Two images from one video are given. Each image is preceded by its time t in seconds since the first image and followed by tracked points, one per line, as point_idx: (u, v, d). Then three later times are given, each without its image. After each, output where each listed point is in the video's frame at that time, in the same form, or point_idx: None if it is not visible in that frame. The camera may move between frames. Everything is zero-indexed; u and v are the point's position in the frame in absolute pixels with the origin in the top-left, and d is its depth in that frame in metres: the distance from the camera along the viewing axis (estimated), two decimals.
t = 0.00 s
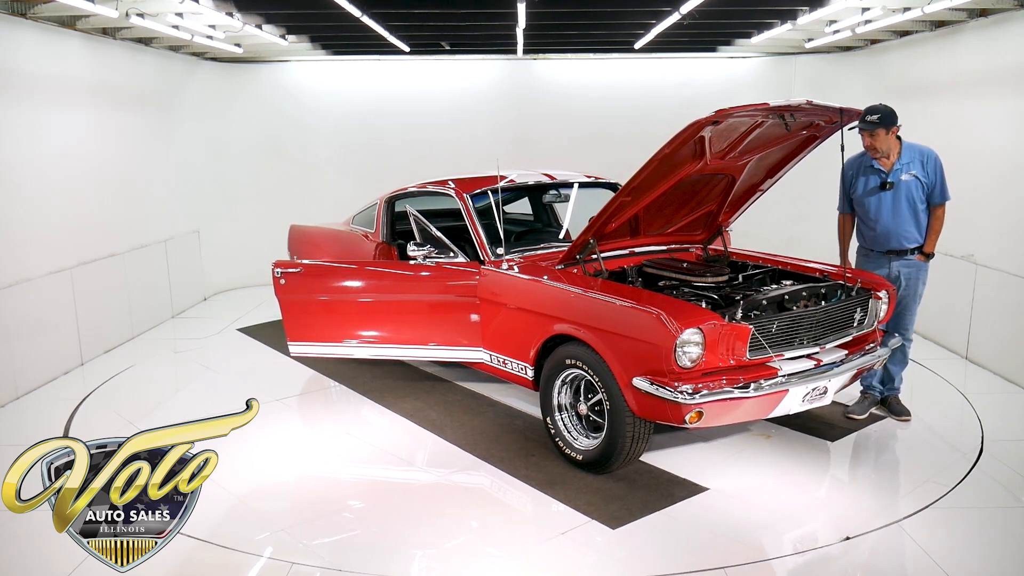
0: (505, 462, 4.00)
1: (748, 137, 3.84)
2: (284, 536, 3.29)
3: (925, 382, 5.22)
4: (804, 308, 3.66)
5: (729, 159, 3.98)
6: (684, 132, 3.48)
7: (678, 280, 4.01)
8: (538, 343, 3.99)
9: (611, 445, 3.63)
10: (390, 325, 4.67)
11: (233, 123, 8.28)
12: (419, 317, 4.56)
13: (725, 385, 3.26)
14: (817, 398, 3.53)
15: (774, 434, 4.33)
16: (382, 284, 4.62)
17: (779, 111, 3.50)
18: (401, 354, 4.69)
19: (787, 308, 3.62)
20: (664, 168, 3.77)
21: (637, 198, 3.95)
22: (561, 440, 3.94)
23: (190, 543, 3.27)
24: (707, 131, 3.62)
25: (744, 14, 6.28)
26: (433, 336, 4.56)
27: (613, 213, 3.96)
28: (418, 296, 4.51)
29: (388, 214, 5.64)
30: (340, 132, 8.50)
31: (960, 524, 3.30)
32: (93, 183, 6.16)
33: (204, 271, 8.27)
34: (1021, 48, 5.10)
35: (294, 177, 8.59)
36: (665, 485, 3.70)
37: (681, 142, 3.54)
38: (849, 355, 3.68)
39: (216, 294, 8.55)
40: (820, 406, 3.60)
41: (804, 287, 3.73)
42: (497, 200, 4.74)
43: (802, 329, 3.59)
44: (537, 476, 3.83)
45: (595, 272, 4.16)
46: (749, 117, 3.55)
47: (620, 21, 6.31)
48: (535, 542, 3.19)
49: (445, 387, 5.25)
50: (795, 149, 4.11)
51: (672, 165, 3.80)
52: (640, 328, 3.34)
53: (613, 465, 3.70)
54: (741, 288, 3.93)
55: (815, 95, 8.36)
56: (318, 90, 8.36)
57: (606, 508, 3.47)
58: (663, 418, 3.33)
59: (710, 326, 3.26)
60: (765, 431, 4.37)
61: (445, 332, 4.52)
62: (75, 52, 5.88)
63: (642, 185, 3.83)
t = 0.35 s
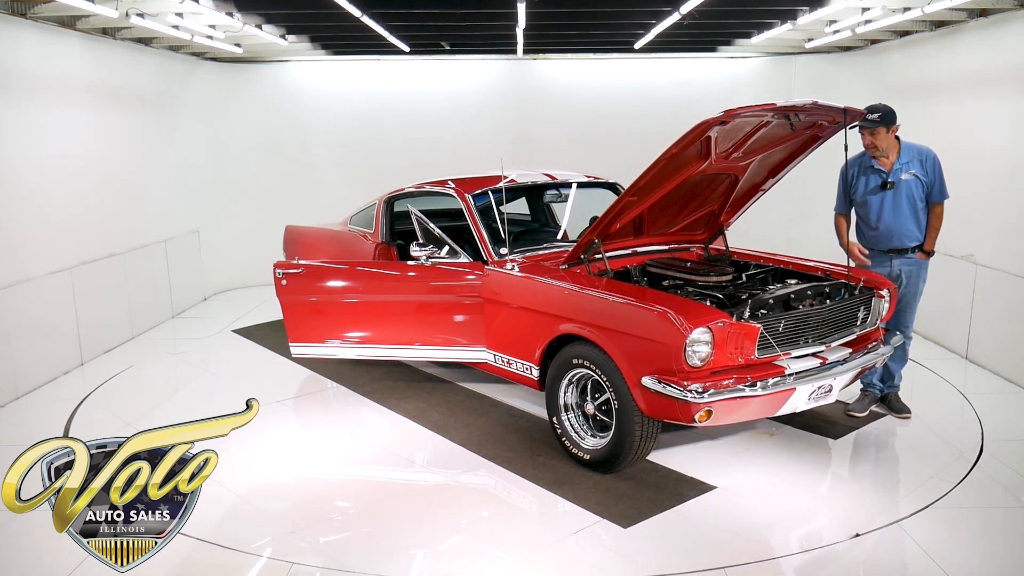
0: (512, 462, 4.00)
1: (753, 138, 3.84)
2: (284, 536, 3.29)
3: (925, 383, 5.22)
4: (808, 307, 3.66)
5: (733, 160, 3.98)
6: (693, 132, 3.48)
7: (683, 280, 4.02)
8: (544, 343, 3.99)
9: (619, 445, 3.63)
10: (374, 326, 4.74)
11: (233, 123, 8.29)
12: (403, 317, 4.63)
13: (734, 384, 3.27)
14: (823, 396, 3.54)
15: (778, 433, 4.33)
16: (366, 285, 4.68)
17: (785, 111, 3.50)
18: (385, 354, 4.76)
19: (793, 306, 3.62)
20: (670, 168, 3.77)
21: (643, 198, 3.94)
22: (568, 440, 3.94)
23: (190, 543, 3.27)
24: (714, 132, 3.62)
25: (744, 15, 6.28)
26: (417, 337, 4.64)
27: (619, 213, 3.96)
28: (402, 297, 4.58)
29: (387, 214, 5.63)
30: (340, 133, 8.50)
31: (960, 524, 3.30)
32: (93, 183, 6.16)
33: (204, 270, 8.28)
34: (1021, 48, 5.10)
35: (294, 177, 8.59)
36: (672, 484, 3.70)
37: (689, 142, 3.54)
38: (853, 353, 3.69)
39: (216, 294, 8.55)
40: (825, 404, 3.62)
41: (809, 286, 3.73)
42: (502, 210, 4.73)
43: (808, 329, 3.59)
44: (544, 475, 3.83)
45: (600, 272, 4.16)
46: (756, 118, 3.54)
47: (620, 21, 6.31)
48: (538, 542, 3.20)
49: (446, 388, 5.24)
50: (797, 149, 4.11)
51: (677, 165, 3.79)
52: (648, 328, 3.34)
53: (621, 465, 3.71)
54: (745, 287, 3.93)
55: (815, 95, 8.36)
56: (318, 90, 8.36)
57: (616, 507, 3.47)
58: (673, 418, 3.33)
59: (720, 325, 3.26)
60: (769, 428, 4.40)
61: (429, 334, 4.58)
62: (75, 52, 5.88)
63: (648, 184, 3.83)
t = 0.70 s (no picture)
0: (519, 462, 3.99)
1: (757, 138, 3.83)
2: (284, 536, 3.29)
3: (925, 383, 5.22)
4: (814, 306, 3.67)
5: (737, 160, 3.97)
6: (701, 131, 3.48)
7: (687, 280, 4.04)
8: (550, 343, 3.99)
9: (627, 444, 3.63)
10: (360, 326, 4.80)
11: (232, 123, 8.29)
12: (388, 317, 4.70)
13: (743, 382, 3.27)
14: (827, 394, 3.56)
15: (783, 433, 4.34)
16: (350, 286, 4.74)
17: (790, 111, 3.50)
18: (372, 354, 4.83)
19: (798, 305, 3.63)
20: (677, 168, 3.76)
21: (648, 198, 3.94)
22: (574, 440, 3.93)
23: (190, 543, 3.27)
24: (720, 132, 3.61)
25: (744, 14, 6.29)
26: (403, 336, 4.71)
27: (624, 213, 3.96)
28: (386, 296, 4.65)
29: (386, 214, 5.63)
30: (340, 133, 8.50)
31: (960, 524, 3.30)
32: (93, 183, 6.16)
33: (204, 270, 8.28)
34: (1021, 48, 5.10)
35: (294, 177, 8.59)
36: (680, 483, 3.72)
37: (696, 142, 3.54)
38: (857, 351, 3.70)
39: (216, 294, 8.55)
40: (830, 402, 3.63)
41: (813, 285, 3.74)
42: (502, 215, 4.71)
43: (813, 328, 3.60)
44: (551, 475, 3.83)
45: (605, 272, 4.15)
46: (762, 118, 3.54)
47: (620, 21, 6.30)
48: (541, 541, 3.20)
49: (447, 388, 5.23)
50: (800, 149, 4.11)
51: (683, 165, 3.79)
52: (657, 327, 3.34)
53: (629, 464, 3.71)
54: (748, 287, 3.94)
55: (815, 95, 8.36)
56: (318, 90, 8.36)
57: (626, 506, 3.48)
58: (682, 416, 3.33)
59: (729, 324, 3.27)
60: (772, 428, 4.43)
61: (415, 332, 4.65)
62: (75, 52, 5.88)
63: (655, 184, 3.83)
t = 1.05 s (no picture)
0: (525, 462, 3.99)
1: (762, 138, 3.84)
2: (284, 536, 3.29)
3: (925, 383, 5.22)
4: (820, 304, 3.68)
5: (742, 160, 3.98)
6: (710, 131, 3.50)
7: (693, 279, 4.04)
8: (556, 343, 3.99)
9: (635, 444, 3.64)
10: (353, 327, 4.82)
11: (232, 123, 8.29)
12: (376, 317, 4.74)
13: (752, 381, 3.28)
14: (833, 392, 3.57)
15: (789, 433, 4.33)
16: (338, 287, 4.77)
17: (796, 111, 3.50)
18: (360, 354, 4.86)
19: (804, 304, 3.63)
20: (683, 168, 3.77)
21: (654, 198, 3.94)
22: (581, 439, 3.93)
23: (191, 543, 3.27)
24: (727, 133, 3.62)
25: (744, 15, 6.29)
26: (389, 335, 4.74)
27: (630, 213, 3.96)
28: (374, 297, 4.69)
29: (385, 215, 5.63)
30: (340, 132, 8.50)
31: (960, 524, 3.30)
32: (93, 183, 6.16)
33: (204, 270, 8.28)
34: (1021, 48, 5.10)
35: (294, 176, 8.59)
36: (687, 482, 3.73)
37: (704, 142, 3.56)
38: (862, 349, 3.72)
39: (216, 294, 8.54)
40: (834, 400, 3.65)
41: (818, 284, 3.75)
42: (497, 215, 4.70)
43: (819, 327, 3.61)
44: (559, 475, 3.83)
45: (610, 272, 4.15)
46: (768, 118, 3.55)
47: (621, 21, 6.31)
48: (543, 541, 3.21)
49: (449, 388, 5.24)
50: (802, 149, 4.11)
51: (689, 166, 3.79)
52: (665, 326, 3.35)
53: (636, 463, 3.71)
54: (751, 287, 3.95)
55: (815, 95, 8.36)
56: (318, 90, 8.36)
57: (636, 505, 3.49)
58: (691, 415, 3.34)
59: (737, 323, 3.29)
60: (775, 425, 4.45)
61: (403, 332, 4.69)
62: (75, 52, 5.88)
63: (661, 184, 3.83)
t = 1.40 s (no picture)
0: (532, 462, 3.99)
1: (766, 138, 3.84)
2: (284, 536, 3.30)
3: (925, 382, 5.22)
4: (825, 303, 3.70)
5: (746, 160, 3.98)
6: (717, 131, 3.51)
7: (697, 278, 4.04)
8: (562, 343, 3.99)
9: (643, 443, 3.64)
10: (349, 328, 4.83)
11: (232, 123, 8.29)
12: (373, 318, 4.75)
13: (761, 380, 3.30)
14: (837, 390, 3.59)
15: (795, 433, 4.33)
16: (328, 287, 4.80)
17: (800, 111, 3.51)
18: (347, 355, 4.90)
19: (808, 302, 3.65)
20: (689, 168, 3.77)
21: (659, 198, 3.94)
22: (588, 439, 3.93)
23: (191, 543, 3.27)
24: (733, 133, 3.62)
25: (744, 15, 6.28)
26: (376, 336, 4.78)
27: (635, 213, 3.96)
28: (360, 299, 4.73)
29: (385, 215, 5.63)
30: (340, 132, 8.50)
31: (960, 524, 3.30)
32: (94, 183, 6.16)
33: (204, 270, 8.28)
34: (1021, 48, 5.10)
35: (293, 176, 8.59)
36: (694, 480, 3.74)
37: (710, 143, 3.56)
38: (865, 348, 3.73)
39: (216, 294, 8.54)
40: (838, 398, 3.67)
41: (822, 283, 3.76)
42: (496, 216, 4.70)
43: (824, 326, 3.62)
44: (567, 474, 3.83)
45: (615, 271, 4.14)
46: (773, 118, 3.55)
47: (621, 21, 6.31)
48: (544, 540, 3.21)
49: (449, 388, 5.24)
50: (803, 149, 4.11)
51: (695, 166, 3.79)
52: (673, 326, 3.36)
53: (643, 463, 3.72)
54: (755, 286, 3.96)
55: (815, 95, 8.35)
56: (318, 90, 8.37)
57: (646, 504, 3.49)
58: (700, 414, 3.35)
59: (745, 322, 3.30)
60: (778, 424, 4.46)
61: (390, 332, 4.73)
62: (75, 52, 5.88)
63: (666, 184, 3.83)
